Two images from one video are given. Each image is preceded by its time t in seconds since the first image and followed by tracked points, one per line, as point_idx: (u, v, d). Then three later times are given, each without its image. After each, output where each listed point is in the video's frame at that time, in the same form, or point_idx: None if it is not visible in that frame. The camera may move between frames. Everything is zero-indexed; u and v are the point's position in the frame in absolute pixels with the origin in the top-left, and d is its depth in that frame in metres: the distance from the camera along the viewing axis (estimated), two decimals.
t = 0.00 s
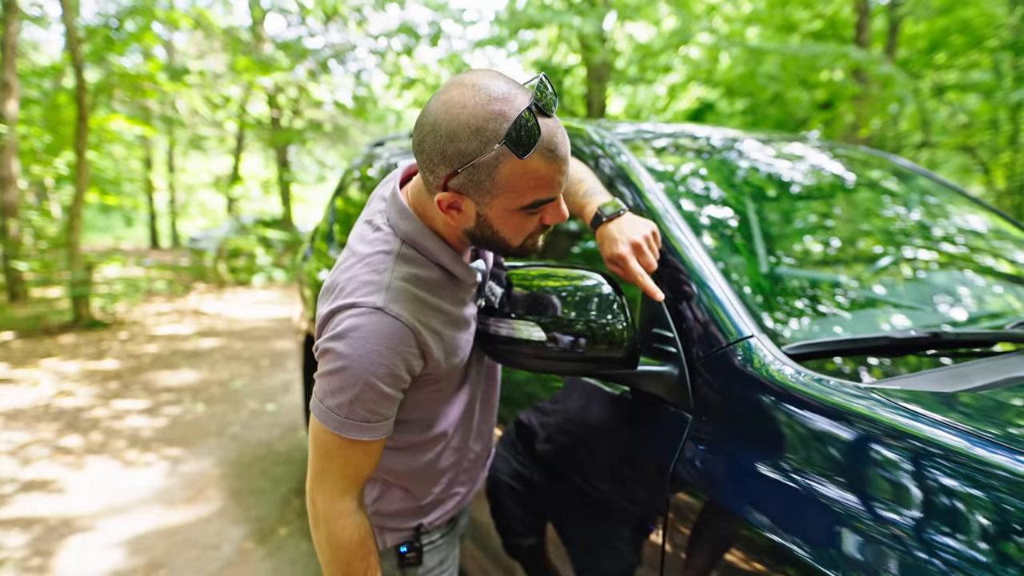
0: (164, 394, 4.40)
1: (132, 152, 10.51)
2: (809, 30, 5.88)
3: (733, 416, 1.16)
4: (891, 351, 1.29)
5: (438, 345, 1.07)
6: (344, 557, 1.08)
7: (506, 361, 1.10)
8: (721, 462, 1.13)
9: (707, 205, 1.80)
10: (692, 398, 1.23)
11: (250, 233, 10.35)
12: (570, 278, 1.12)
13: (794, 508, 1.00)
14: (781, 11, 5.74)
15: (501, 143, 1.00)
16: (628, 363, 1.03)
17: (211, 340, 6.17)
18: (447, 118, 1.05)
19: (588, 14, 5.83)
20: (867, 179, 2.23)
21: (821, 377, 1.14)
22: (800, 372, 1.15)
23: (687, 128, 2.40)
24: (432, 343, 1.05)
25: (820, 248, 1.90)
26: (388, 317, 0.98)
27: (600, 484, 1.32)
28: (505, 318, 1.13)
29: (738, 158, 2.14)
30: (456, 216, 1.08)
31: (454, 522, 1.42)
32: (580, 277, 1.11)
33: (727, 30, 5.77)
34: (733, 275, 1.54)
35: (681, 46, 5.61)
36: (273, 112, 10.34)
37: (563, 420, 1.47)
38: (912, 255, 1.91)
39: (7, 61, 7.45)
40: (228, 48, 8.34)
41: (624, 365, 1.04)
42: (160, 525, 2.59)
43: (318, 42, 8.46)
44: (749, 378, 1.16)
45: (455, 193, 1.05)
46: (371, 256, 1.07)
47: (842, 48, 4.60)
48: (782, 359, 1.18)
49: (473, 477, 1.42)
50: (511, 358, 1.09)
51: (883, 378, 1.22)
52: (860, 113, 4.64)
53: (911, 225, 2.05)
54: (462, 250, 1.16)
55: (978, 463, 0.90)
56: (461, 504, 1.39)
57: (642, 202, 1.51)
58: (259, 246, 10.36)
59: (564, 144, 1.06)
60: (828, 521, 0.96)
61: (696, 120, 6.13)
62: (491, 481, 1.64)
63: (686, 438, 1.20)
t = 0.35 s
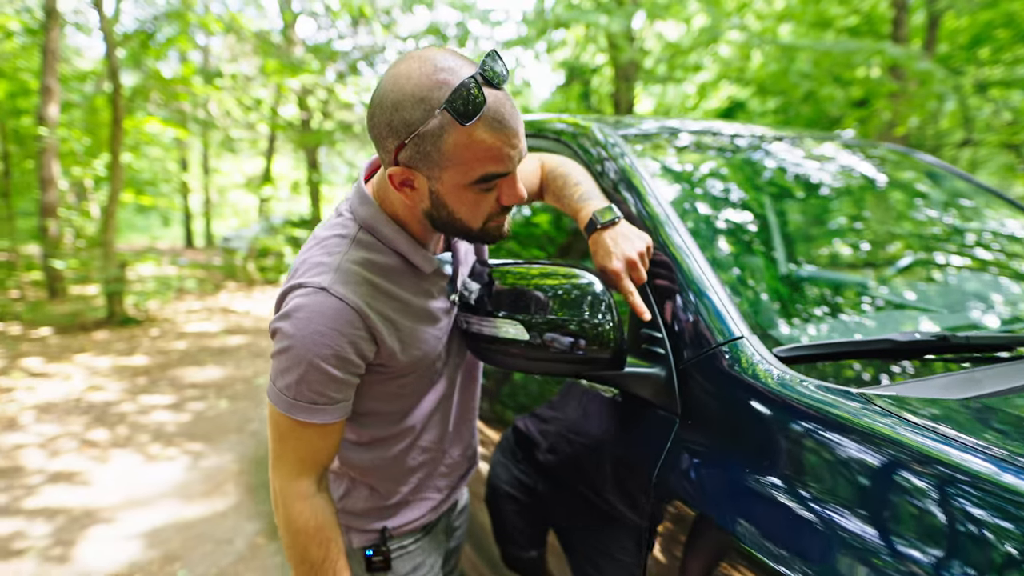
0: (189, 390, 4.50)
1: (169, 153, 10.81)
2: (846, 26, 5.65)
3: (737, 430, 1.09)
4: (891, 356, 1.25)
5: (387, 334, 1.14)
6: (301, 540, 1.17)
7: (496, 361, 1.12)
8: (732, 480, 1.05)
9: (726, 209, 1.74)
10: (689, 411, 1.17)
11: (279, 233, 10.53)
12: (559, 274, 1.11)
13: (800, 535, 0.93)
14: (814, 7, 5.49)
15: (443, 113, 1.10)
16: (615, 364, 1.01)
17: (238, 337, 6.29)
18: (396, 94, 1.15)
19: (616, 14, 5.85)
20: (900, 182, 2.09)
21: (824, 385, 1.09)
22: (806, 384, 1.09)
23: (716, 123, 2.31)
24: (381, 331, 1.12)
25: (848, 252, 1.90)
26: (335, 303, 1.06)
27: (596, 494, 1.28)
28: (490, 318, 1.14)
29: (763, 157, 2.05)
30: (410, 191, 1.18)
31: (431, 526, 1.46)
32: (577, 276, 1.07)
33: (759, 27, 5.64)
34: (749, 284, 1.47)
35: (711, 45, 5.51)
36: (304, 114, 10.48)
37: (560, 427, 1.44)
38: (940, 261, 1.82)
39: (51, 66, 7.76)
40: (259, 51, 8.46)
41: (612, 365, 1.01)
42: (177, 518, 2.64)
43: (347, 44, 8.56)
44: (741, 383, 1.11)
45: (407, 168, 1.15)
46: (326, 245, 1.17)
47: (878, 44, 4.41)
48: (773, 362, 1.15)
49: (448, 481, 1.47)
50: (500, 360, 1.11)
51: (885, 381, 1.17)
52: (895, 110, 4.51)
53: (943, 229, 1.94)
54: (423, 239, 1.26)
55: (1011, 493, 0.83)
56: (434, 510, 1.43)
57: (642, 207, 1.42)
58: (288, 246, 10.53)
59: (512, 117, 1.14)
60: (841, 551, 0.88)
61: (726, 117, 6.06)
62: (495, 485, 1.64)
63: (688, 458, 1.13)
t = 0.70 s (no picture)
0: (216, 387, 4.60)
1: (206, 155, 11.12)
2: (884, 21, 5.50)
3: (715, 445, 0.99)
4: (904, 365, 1.13)
5: (319, 301, 1.11)
6: (236, 509, 1.14)
7: (466, 360, 1.06)
8: (721, 508, 0.92)
9: (745, 215, 1.68)
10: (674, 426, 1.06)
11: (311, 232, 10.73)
12: (539, 276, 1.01)
13: None
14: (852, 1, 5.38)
15: (338, 51, 1.09)
16: (602, 370, 0.97)
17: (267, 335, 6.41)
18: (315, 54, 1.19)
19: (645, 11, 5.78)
20: (934, 187, 1.98)
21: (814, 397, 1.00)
22: (799, 401, 0.98)
23: (747, 124, 2.20)
24: (310, 297, 1.10)
25: (882, 257, 1.80)
26: (258, 264, 1.07)
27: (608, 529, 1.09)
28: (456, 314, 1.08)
29: (791, 160, 1.94)
30: (329, 143, 1.15)
31: (402, 542, 1.32)
32: (565, 277, 1.00)
33: (793, 25, 5.52)
34: (767, 294, 1.44)
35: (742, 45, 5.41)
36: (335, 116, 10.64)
37: (558, 444, 1.26)
38: (976, 270, 1.72)
39: (92, 71, 8.01)
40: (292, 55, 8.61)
41: (597, 372, 0.98)
42: (197, 513, 2.70)
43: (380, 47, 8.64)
44: (725, 391, 1.02)
45: (319, 118, 1.15)
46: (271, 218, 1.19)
47: (919, 39, 4.21)
48: (758, 369, 1.06)
49: (420, 494, 1.32)
50: (472, 360, 1.05)
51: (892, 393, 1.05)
52: (935, 107, 4.30)
53: (977, 236, 1.84)
54: (370, 222, 1.20)
55: None
56: (401, 524, 1.29)
57: (641, 216, 1.31)
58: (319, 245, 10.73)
59: (415, 60, 1.09)
60: None
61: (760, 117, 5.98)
62: (499, 511, 1.43)
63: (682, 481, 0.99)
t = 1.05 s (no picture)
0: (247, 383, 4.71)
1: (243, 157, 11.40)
2: (928, 16, 5.32)
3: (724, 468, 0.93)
4: (906, 374, 1.07)
5: (287, 281, 1.14)
6: (214, 482, 1.19)
7: (460, 361, 1.07)
8: (727, 549, 0.84)
9: (770, 222, 1.64)
10: (673, 439, 1.02)
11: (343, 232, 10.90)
12: (536, 279, 1.02)
13: None
14: None
15: (331, 38, 1.26)
16: (591, 376, 0.98)
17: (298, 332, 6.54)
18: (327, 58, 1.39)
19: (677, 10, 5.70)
20: (974, 193, 1.83)
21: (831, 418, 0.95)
22: (826, 432, 0.91)
23: (778, 122, 2.13)
24: (278, 276, 1.13)
25: (916, 264, 1.69)
26: (235, 243, 1.13)
27: (624, 552, 1.00)
28: (450, 316, 1.08)
29: (825, 166, 1.85)
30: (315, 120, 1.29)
31: (376, 549, 1.30)
32: (556, 280, 1.01)
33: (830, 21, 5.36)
34: (789, 304, 1.41)
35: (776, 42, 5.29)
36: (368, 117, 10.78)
37: (561, 455, 1.23)
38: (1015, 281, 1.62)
39: (134, 77, 8.27)
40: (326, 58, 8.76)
41: (588, 376, 0.99)
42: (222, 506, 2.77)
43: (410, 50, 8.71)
44: (719, 403, 1.00)
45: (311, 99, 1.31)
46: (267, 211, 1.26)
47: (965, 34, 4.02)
48: (755, 383, 1.03)
49: (394, 497, 1.30)
50: (466, 363, 1.05)
51: (887, 403, 1.01)
52: (980, 104, 4.11)
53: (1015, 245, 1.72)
54: (346, 215, 1.24)
55: None
56: (373, 522, 1.28)
57: (643, 225, 1.29)
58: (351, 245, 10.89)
59: (393, 45, 1.23)
60: None
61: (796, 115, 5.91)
62: (512, 533, 1.36)
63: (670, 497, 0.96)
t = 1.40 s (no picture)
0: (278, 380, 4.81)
1: (280, 159, 11.66)
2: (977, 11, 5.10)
3: (734, 492, 0.90)
4: (916, 382, 1.05)
5: (289, 275, 1.18)
6: (225, 466, 1.25)
7: (461, 364, 1.08)
8: None
9: (799, 226, 1.56)
10: (673, 445, 1.01)
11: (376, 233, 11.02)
12: (542, 280, 1.02)
13: None
14: None
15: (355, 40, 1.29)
16: (585, 377, 0.98)
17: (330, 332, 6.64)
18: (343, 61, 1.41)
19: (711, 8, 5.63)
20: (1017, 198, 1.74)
21: (861, 439, 0.90)
22: (847, 455, 0.86)
23: (813, 122, 2.09)
24: (280, 270, 1.18)
25: (951, 270, 1.56)
26: (241, 238, 1.18)
27: (620, 555, 1.00)
28: (450, 315, 1.09)
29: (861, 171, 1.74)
30: (331, 115, 1.30)
31: (376, 540, 1.33)
32: (555, 281, 1.01)
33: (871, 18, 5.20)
34: (813, 312, 1.32)
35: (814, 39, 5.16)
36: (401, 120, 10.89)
37: (561, 454, 1.24)
38: None
39: (175, 82, 8.52)
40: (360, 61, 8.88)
41: (583, 378, 0.99)
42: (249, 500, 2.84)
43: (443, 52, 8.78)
44: (720, 411, 0.99)
45: (327, 95, 1.32)
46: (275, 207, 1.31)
47: (1016, 28, 3.84)
48: (757, 392, 1.01)
49: (395, 490, 1.34)
50: (465, 364, 1.07)
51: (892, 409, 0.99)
52: None
53: None
54: (348, 213, 1.27)
55: None
56: (374, 512, 1.31)
57: (647, 232, 1.28)
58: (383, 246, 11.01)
59: (414, 56, 1.28)
60: None
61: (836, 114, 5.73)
62: (512, 531, 1.39)
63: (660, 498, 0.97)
